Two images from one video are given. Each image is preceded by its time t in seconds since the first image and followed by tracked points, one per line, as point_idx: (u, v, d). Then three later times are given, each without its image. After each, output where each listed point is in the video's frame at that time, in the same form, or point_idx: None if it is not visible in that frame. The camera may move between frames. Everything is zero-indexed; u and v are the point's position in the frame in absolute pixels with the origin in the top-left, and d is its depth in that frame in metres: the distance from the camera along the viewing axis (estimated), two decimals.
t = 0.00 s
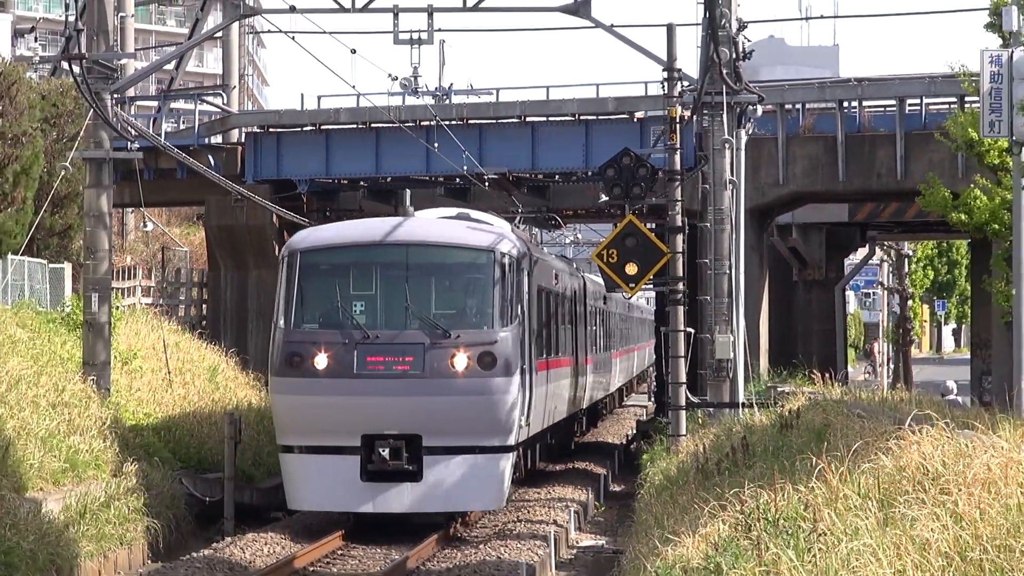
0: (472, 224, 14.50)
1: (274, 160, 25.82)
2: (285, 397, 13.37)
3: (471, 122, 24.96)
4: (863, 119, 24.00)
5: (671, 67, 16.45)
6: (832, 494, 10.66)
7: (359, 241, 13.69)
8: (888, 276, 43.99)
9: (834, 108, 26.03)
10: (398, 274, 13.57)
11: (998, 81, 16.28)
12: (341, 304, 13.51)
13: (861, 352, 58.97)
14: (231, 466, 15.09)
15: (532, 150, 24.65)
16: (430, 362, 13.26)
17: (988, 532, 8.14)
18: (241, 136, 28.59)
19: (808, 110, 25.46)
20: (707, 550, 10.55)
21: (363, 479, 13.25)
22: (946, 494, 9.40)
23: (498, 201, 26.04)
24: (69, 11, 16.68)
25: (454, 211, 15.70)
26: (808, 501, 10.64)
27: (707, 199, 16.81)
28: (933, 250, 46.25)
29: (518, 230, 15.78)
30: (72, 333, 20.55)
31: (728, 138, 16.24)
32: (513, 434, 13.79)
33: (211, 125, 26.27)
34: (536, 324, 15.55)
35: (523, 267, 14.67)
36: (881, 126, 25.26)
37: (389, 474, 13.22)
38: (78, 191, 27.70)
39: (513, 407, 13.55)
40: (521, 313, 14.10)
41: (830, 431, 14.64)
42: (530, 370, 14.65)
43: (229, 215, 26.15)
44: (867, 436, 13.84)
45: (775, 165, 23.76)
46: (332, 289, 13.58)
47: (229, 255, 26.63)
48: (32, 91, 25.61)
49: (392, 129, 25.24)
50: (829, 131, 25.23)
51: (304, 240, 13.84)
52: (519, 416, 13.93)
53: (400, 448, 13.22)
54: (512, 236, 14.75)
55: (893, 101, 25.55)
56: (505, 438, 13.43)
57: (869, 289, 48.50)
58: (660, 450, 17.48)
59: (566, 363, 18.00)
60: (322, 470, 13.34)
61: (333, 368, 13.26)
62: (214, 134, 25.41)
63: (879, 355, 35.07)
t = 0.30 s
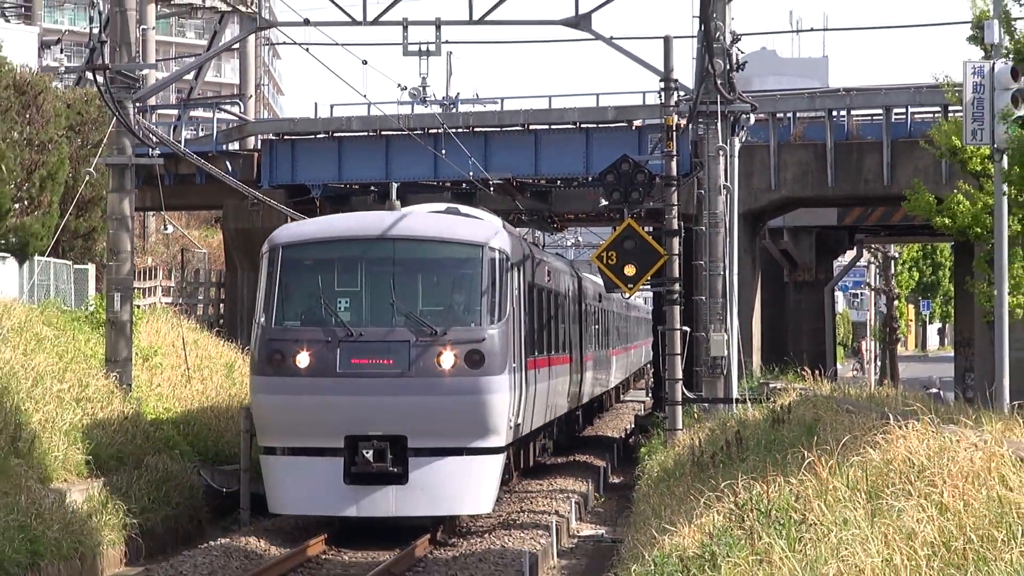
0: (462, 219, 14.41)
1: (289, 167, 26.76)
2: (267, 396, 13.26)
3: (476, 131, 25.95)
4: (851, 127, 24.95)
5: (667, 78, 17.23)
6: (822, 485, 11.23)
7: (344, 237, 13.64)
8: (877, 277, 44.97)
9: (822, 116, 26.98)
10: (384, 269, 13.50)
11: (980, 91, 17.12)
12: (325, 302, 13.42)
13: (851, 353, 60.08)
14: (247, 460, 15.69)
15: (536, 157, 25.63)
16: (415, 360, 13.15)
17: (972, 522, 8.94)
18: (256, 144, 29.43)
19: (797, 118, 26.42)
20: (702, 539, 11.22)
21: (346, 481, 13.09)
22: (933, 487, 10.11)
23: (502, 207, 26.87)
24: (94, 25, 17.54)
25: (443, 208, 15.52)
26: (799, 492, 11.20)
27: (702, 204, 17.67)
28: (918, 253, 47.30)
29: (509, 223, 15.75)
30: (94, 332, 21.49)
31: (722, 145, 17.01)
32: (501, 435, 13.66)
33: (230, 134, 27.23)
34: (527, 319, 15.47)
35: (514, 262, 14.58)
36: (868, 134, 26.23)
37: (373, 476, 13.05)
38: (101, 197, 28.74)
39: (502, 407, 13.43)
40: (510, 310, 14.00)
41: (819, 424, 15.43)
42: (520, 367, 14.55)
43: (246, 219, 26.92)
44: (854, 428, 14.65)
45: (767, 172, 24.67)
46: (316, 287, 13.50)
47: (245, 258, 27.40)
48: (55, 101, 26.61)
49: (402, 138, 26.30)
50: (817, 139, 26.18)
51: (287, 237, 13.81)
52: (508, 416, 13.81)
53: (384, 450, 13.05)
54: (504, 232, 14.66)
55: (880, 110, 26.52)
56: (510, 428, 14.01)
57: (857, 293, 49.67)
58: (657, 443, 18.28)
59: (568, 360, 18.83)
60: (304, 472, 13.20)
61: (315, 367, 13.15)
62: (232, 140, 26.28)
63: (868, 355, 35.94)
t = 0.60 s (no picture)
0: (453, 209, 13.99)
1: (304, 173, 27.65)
2: (247, 395, 12.91)
3: (484, 138, 27.02)
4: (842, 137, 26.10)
5: (667, 89, 18.01)
6: (815, 479, 11.71)
7: (328, 230, 13.23)
8: (868, 279, 46.02)
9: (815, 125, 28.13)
10: (371, 264, 13.08)
11: (967, 102, 17.87)
12: (307, 298, 13.02)
13: (842, 353, 61.16)
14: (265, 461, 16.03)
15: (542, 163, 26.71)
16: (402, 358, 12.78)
17: (956, 515, 9.52)
18: (274, 150, 30.37)
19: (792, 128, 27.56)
20: (699, 530, 11.90)
21: (329, 485, 12.77)
22: (920, 479, 10.68)
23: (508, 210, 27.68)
24: (119, 36, 18.44)
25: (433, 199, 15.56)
26: (792, 485, 11.77)
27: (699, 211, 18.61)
28: (906, 256, 48.44)
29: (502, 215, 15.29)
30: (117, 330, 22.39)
31: (719, 153, 17.76)
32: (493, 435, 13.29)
33: (250, 140, 28.11)
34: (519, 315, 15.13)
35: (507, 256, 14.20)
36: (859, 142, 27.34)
37: (356, 480, 12.72)
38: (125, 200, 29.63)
39: (493, 407, 13.08)
40: (502, 305, 13.59)
41: (812, 421, 16.18)
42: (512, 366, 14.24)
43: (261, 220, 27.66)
44: (844, 424, 15.41)
45: (762, 179, 25.88)
46: (299, 282, 13.10)
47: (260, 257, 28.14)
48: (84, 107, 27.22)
49: (412, 143, 27.23)
50: (811, 147, 27.35)
51: (267, 228, 13.41)
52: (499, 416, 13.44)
53: (368, 453, 12.72)
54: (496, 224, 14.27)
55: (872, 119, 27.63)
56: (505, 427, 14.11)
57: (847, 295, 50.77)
58: (656, 438, 19.07)
59: (571, 359, 19.69)
60: (284, 476, 12.88)
61: (298, 365, 12.82)
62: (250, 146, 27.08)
63: (860, 355, 36.94)
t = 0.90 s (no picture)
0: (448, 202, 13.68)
1: (325, 180, 28.77)
2: (230, 395, 12.57)
3: (497, 146, 28.09)
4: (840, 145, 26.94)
5: (672, 99, 18.84)
6: (813, 472, 12.50)
7: (316, 223, 12.90)
8: (864, 282, 47.14)
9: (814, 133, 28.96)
10: (360, 260, 12.73)
11: (959, 111, 18.71)
12: (292, 295, 12.65)
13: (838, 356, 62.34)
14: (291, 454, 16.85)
15: (552, 170, 27.78)
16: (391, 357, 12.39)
17: (948, 507, 10.21)
18: (296, 159, 31.32)
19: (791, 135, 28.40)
20: (702, 520, 12.69)
21: (314, 490, 12.43)
22: (914, 474, 11.39)
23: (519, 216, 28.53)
24: (148, 48, 19.24)
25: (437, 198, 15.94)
26: (792, 478, 12.51)
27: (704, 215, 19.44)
28: (897, 260, 49.52)
29: (499, 212, 14.98)
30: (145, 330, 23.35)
31: (721, 160, 18.61)
32: (487, 438, 12.91)
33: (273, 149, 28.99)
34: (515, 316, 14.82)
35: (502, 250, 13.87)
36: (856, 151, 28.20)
37: (343, 486, 12.40)
38: (154, 207, 30.79)
39: (486, 408, 12.70)
40: (496, 303, 13.21)
41: (810, 416, 16.98)
42: (508, 366, 13.89)
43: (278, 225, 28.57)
44: (841, 418, 16.22)
45: (762, 185, 26.74)
46: (284, 278, 12.74)
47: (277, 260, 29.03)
48: (114, 116, 28.19)
49: (428, 152, 28.34)
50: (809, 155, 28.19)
51: (250, 221, 13.06)
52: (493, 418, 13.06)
53: (355, 458, 12.41)
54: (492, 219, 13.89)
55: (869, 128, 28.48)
56: (501, 429, 13.76)
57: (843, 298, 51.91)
58: (662, 433, 19.88)
59: (581, 356, 20.61)
60: (269, 479, 12.57)
61: (282, 364, 12.45)
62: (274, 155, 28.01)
63: (857, 356, 37.92)
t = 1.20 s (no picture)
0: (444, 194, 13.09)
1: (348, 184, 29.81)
2: (212, 398, 11.92)
3: (514, 153, 29.38)
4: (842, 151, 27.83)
5: (681, 107, 19.67)
6: (818, 464, 13.26)
7: (304, 215, 12.25)
8: (866, 279, 48.14)
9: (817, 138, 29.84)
10: (352, 254, 12.08)
11: (955, 119, 19.43)
12: (278, 292, 11.97)
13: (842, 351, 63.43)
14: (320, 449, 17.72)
15: (567, 175, 29.00)
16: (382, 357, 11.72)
17: (947, 497, 10.81)
18: (317, 163, 32.25)
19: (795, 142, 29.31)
20: (712, 510, 13.56)
21: (301, 498, 11.70)
22: (914, 465, 12.03)
23: (534, 218, 29.39)
24: (180, 61, 20.14)
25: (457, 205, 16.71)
26: (797, 470, 13.25)
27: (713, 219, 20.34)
28: (898, 256, 50.45)
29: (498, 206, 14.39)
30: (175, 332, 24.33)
31: (729, 166, 19.45)
32: (485, 444, 12.24)
33: (299, 154, 29.96)
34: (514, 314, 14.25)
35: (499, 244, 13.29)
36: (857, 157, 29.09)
37: (331, 492, 11.68)
38: (182, 210, 31.78)
39: (482, 411, 12.02)
40: (494, 300, 12.56)
41: (815, 411, 17.77)
42: (504, 365, 13.33)
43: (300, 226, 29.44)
44: (844, 412, 17.03)
45: (768, 189, 27.62)
46: (269, 273, 12.08)
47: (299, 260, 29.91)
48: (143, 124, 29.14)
49: (448, 157, 29.43)
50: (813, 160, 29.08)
51: (235, 214, 12.44)
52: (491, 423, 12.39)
53: (343, 463, 11.70)
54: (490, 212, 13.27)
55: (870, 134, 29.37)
56: (499, 435, 13.10)
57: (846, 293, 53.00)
58: (673, 427, 20.72)
59: (596, 355, 21.57)
60: (253, 487, 11.87)
61: (267, 364, 11.77)
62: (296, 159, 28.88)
63: (860, 352, 38.83)
